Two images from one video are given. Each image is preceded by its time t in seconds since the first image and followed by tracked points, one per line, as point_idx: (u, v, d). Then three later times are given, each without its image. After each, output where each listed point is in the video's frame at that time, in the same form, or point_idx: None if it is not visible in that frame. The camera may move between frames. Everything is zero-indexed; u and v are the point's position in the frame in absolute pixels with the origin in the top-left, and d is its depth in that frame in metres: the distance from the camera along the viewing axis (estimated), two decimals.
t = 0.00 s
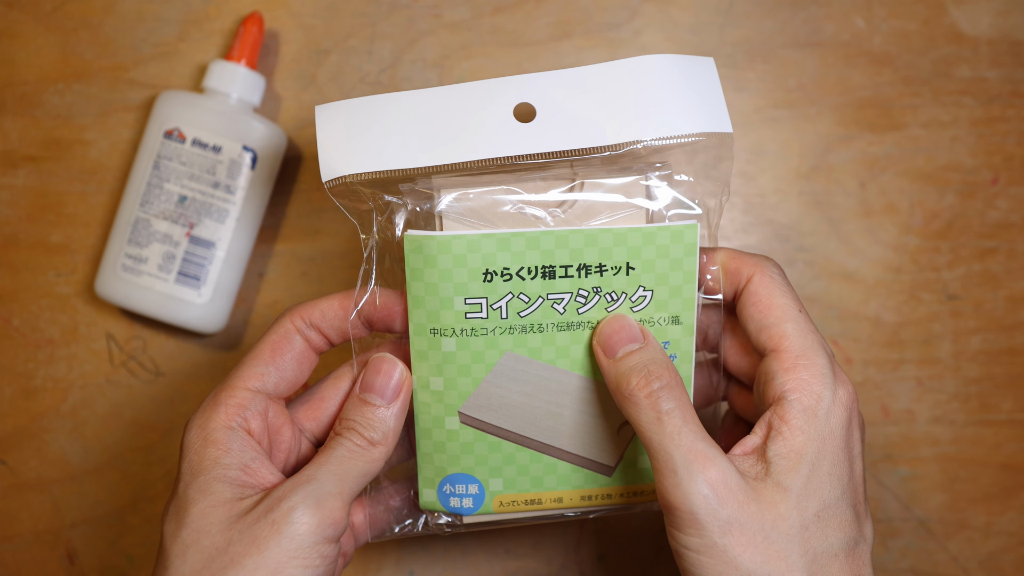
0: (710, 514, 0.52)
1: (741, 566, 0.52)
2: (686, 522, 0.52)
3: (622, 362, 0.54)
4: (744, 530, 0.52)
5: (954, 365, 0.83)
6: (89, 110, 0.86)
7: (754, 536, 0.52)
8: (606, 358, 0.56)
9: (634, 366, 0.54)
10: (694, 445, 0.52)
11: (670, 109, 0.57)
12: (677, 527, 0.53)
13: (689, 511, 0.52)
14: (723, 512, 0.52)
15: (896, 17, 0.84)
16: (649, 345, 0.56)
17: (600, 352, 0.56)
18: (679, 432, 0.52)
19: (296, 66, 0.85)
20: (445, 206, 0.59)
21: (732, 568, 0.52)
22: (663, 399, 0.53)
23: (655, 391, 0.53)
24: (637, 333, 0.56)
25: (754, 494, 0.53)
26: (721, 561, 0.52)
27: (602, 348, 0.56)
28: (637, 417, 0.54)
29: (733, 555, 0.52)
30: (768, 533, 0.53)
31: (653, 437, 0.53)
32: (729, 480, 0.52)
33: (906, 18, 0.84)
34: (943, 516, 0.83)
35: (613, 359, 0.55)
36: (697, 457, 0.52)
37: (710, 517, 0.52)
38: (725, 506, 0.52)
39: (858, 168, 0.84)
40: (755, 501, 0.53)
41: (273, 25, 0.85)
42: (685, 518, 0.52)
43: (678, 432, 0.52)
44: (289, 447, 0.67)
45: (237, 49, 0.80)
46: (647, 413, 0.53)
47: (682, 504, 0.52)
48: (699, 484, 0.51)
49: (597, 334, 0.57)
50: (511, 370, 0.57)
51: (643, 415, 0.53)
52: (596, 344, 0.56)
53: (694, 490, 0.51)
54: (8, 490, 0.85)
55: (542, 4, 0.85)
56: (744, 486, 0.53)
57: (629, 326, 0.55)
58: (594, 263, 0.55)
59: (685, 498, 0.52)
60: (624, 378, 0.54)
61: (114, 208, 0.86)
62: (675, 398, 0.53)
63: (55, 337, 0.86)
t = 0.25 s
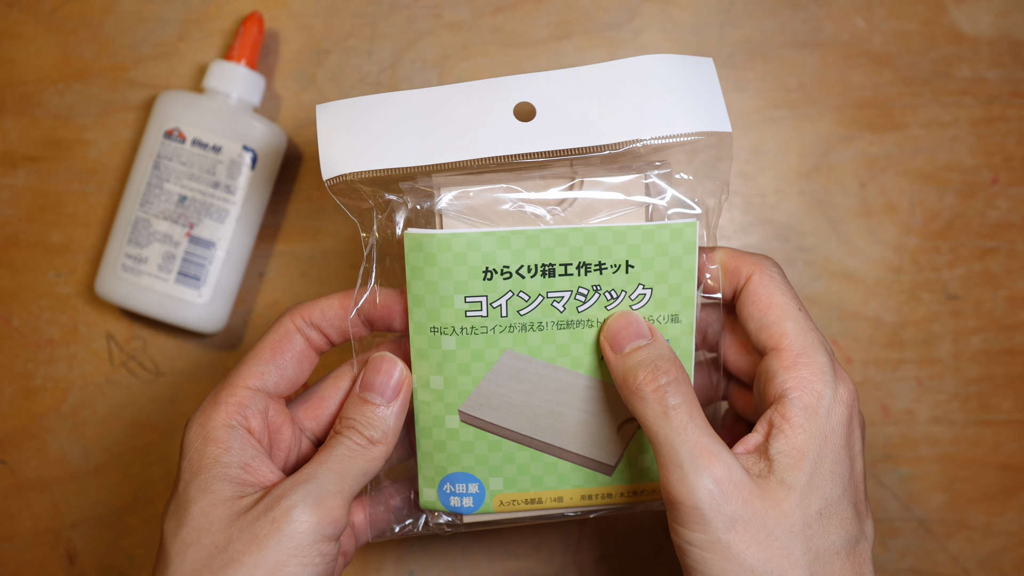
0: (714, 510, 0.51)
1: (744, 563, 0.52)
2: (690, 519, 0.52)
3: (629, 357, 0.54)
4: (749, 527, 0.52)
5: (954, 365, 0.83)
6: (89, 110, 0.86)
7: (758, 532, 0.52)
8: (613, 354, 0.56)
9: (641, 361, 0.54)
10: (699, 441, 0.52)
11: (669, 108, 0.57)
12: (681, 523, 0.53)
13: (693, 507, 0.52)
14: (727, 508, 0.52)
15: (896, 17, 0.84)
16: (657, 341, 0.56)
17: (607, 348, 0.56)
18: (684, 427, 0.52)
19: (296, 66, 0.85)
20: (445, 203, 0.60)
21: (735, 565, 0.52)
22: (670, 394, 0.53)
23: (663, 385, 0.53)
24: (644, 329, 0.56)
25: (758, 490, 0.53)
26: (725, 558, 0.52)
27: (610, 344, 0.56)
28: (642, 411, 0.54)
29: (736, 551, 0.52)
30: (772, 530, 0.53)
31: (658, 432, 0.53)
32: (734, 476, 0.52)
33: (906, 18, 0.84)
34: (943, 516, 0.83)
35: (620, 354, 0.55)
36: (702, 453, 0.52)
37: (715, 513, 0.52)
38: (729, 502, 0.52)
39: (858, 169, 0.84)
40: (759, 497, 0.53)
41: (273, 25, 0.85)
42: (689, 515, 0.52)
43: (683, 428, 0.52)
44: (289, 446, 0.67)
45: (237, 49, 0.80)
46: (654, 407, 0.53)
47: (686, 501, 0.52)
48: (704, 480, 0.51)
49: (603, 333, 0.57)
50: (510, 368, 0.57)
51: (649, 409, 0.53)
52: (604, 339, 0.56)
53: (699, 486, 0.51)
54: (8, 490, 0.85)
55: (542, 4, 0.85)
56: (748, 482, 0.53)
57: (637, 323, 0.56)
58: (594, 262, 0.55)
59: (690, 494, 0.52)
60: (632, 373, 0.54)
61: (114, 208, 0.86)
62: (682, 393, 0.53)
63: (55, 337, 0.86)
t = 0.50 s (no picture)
0: (716, 500, 0.51)
1: (746, 554, 0.52)
2: (692, 510, 0.52)
3: (635, 348, 0.55)
4: (751, 518, 0.52)
5: (954, 365, 0.83)
6: (89, 110, 0.86)
7: (759, 523, 0.52)
8: (619, 346, 0.56)
9: (647, 352, 0.54)
10: (703, 431, 0.52)
11: (669, 104, 0.57)
12: (683, 514, 0.53)
13: (696, 498, 0.52)
14: (729, 499, 0.52)
15: (896, 17, 0.84)
16: (662, 333, 0.56)
17: (613, 340, 0.56)
18: (689, 417, 0.52)
19: (296, 66, 0.85)
20: (445, 197, 0.60)
21: (737, 556, 0.52)
22: (675, 384, 0.53)
23: (669, 376, 0.53)
24: (651, 322, 0.56)
25: (760, 482, 0.53)
26: (726, 549, 0.52)
27: (616, 336, 0.56)
28: (647, 401, 0.53)
29: (738, 542, 0.52)
30: (774, 522, 0.53)
31: (663, 423, 0.53)
32: (737, 466, 0.52)
33: (906, 18, 0.84)
34: (943, 516, 0.83)
35: (626, 346, 0.55)
36: (706, 443, 0.52)
37: (717, 503, 0.51)
38: (732, 493, 0.52)
39: (858, 168, 0.84)
40: (761, 489, 0.53)
41: (273, 24, 0.85)
42: (691, 506, 0.52)
43: (688, 418, 0.52)
44: (291, 439, 0.67)
45: (237, 49, 0.80)
46: (658, 397, 0.53)
47: (689, 492, 0.52)
48: (708, 470, 0.51)
49: (605, 328, 0.57)
50: (509, 362, 0.58)
51: (654, 399, 0.53)
52: (609, 330, 0.56)
53: (702, 476, 0.51)
54: (8, 490, 0.85)
55: (542, 4, 0.85)
56: (750, 474, 0.53)
57: (643, 316, 0.56)
58: (592, 256, 0.55)
59: (692, 485, 0.52)
60: (637, 363, 0.54)
61: (114, 208, 0.86)
62: (687, 383, 0.53)
63: (55, 337, 0.86)
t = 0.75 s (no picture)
0: (722, 509, 0.52)
1: (751, 563, 0.52)
2: (697, 519, 0.52)
3: (639, 357, 0.55)
4: (756, 527, 0.52)
5: (954, 365, 0.83)
6: (89, 110, 0.86)
7: (764, 533, 0.52)
8: (621, 354, 0.56)
9: (653, 360, 0.54)
10: (709, 440, 0.52)
11: (665, 113, 0.57)
12: (687, 523, 0.53)
13: (702, 507, 0.52)
14: (735, 508, 0.52)
15: (896, 17, 0.84)
16: (666, 341, 0.56)
17: (615, 348, 0.56)
18: (694, 426, 0.52)
19: (296, 66, 0.85)
20: (441, 207, 0.59)
21: (742, 565, 0.52)
22: (680, 393, 0.53)
23: (674, 385, 0.53)
24: (654, 330, 0.56)
25: (766, 491, 0.53)
26: (731, 558, 0.52)
27: (619, 343, 0.56)
28: (652, 410, 0.54)
29: (743, 551, 0.52)
30: (778, 532, 0.53)
31: (668, 431, 0.53)
32: (742, 475, 0.52)
33: (906, 18, 0.84)
34: (943, 516, 0.83)
35: (630, 354, 0.55)
36: (712, 451, 0.52)
37: (723, 512, 0.52)
38: (737, 502, 0.52)
39: (858, 168, 0.84)
40: (766, 498, 0.53)
41: (273, 25, 0.85)
42: (696, 514, 0.52)
43: (693, 427, 0.52)
44: (285, 450, 0.67)
45: (237, 49, 0.80)
46: (664, 406, 0.53)
47: (694, 501, 0.52)
48: (714, 479, 0.51)
49: (608, 336, 0.57)
50: (506, 371, 0.58)
51: (659, 408, 0.53)
52: (612, 341, 0.56)
53: (708, 486, 0.51)
54: (7, 490, 0.85)
55: (542, 4, 0.85)
56: (756, 483, 0.53)
57: (646, 325, 0.56)
58: (589, 265, 0.55)
59: (698, 494, 0.52)
60: (642, 372, 0.54)
61: (114, 208, 0.86)
62: (692, 393, 0.54)
63: (55, 337, 0.86)
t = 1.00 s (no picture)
0: (729, 512, 0.52)
1: (758, 566, 0.52)
2: (703, 522, 0.52)
3: (645, 358, 0.55)
4: (762, 530, 0.52)
5: (954, 365, 0.83)
6: (89, 110, 0.86)
7: (771, 536, 0.52)
8: (627, 355, 0.56)
9: (659, 362, 0.54)
10: (716, 442, 0.52)
11: (663, 112, 0.57)
12: (693, 526, 0.53)
13: (709, 509, 0.52)
14: (741, 510, 0.52)
15: (896, 17, 0.84)
16: (672, 344, 0.56)
17: (621, 349, 0.56)
18: (701, 427, 0.53)
19: (296, 66, 0.85)
20: (440, 203, 0.59)
21: (749, 568, 0.52)
22: (687, 395, 0.54)
23: (680, 386, 0.54)
24: (660, 332, 0.56)
25: (772, 494, 0.53)
26: (738, 561, 0.52)
27: (625, 344, 0.56)
28: (659, 412, 0.54)
29: (750, 554, 0.52)
30: (785, 534, 0.53)
31: (675, 432, 0.53)
32: (749, 477, 0.52)
33: (906, 18, 0.84)
34: (943, 516, 0.83)
35: (636, 355, 0.55)
36: (719, 453, 0.52)
37: (730, 515, 0.52)
38: (744, 504, 0.52)
39: (858, 168, 0.84)
40: (773, 500, 0.53)
41: (273, 25, 0.85)
42: (704, 517, 0.52)
43: (700, 428, 0.53)
44: (281, 452, 0.67)
45: (237, 49, 0.80)
46: (671, 408, 0.53)
47: (701, 503, 0.52)
48: (721, 481, 0.52)
49: (613, 336, 0.57)
50: (504, 373, 0.57)
51: (666, 409, 0.53)
52: (617, 341, 0.57)
53: (715, 488, 0.52)
54: (7, 490, 0.85)
55: (542, 4, 0.85)
56: (763, 485, 0.53)
57: (653, 325, 0.56)
58: (586, 266, 0.55)
59: (705, 496, 0.52)
60: (649, 373, 0.54)
61: (114, 208, 0.86)
62: (699, 394, 0.54)
63: (55, 337, 0.86)
